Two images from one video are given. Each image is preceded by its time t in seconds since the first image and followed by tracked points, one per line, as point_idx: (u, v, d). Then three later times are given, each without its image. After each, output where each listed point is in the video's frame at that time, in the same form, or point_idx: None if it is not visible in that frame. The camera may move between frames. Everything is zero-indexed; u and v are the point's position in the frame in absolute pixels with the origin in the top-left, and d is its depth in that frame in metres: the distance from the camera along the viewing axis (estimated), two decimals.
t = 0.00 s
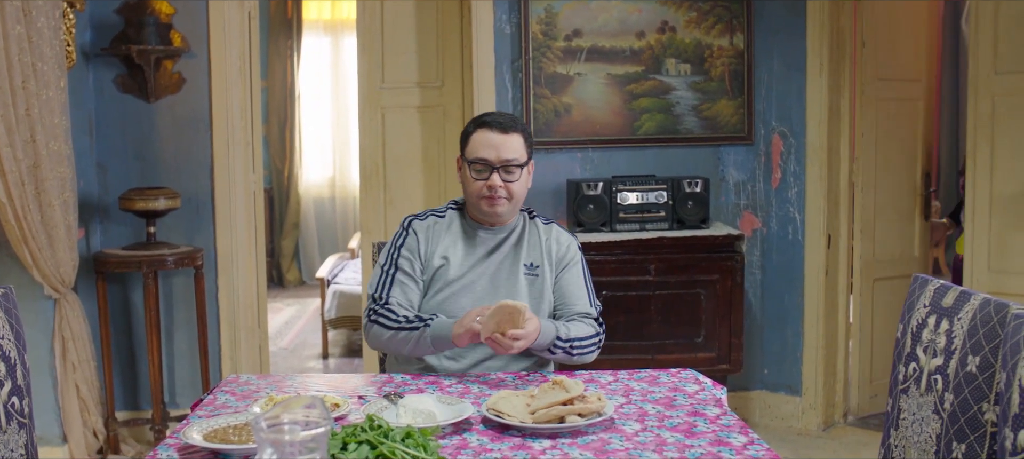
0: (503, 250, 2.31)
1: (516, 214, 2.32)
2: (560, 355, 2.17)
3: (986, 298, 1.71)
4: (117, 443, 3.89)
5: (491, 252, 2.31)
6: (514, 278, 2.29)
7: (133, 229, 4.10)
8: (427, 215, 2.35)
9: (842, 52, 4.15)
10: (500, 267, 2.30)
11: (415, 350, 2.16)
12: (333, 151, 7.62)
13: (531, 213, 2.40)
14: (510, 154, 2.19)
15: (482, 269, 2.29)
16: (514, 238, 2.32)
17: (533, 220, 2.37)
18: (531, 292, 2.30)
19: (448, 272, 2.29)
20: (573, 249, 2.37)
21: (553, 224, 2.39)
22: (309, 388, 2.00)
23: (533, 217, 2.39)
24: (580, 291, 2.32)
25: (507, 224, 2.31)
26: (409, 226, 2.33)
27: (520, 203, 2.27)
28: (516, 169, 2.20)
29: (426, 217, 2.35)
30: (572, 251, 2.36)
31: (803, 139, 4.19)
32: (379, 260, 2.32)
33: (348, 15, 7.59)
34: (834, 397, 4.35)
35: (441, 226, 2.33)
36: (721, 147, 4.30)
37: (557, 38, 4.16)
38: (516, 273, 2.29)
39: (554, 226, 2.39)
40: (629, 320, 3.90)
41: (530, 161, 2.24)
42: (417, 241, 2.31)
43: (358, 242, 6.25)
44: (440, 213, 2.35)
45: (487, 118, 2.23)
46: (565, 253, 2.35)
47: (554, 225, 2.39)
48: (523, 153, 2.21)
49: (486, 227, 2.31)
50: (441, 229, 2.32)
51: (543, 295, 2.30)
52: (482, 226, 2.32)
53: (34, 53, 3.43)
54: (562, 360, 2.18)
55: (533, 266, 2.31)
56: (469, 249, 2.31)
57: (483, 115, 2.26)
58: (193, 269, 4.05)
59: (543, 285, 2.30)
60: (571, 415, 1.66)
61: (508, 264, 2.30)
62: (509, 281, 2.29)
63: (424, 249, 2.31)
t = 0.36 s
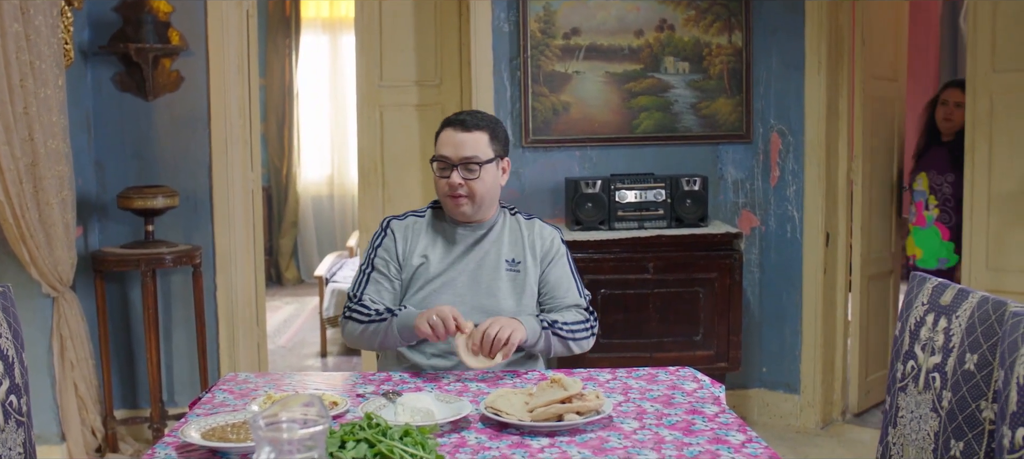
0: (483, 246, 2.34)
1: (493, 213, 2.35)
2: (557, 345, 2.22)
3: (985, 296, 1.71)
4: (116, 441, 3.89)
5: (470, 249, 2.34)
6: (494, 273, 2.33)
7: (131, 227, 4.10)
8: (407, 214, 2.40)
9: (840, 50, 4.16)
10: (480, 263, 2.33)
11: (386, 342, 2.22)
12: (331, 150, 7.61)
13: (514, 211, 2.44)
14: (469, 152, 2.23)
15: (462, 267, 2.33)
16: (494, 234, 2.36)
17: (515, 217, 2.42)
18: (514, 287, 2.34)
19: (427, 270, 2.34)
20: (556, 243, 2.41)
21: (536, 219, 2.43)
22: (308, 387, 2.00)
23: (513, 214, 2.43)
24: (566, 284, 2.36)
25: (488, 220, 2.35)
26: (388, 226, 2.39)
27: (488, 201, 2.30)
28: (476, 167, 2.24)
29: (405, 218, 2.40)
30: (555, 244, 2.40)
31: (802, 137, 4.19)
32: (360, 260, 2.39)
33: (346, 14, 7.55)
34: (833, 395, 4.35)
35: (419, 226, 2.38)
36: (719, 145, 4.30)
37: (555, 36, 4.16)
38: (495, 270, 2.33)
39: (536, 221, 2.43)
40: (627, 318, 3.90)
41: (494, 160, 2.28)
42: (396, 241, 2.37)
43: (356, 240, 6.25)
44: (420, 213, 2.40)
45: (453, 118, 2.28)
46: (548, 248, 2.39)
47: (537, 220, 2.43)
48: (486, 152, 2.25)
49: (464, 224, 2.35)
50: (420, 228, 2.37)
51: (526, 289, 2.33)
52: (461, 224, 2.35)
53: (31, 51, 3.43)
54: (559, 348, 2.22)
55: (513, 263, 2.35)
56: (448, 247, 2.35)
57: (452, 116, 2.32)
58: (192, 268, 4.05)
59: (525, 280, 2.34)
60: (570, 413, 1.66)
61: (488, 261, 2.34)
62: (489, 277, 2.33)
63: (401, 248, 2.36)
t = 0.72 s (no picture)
0: (468, 241, 2.35)
1: (477, 208, 2.35)
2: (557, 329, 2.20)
3: (983, 294, 1.71)
4: (114, 439, 3.88)
5: (455, 246, 2.35)
6: (480, 268, 2.33)
7: (129, 225, 4.09)
8: (392, 215, 2.41)
9: (839, 48, 4.16)
10: (466, 259, 2.33)
11: (370, 336, 2.21)
12: (330, 148, 7.60)
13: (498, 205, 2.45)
14: (450, 146, 2.24)
15: (447, 265, 2.33)
16: (479, 229, 2.36)
17: (499, 212, 2.42)
18: (501, 280, 2.34)
19: (413, 268, 2.34)
20: (543, 234, 2.41)
21: (520, 212, 2.45)
22: (306, 385, 2.00)
23: (497, 208, 2.43)
24: (554, 274, 2.36)
25: (473, 215, 2.35)
26: (373, 226, 2.39)
27: (471, 195, 2.30)
28: (457, 161, 2.24)
29: (390, 218, 2.41)
30: (541, 235, 2.41)
31: (800, 135, 4.20)
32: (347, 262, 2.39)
33: (344, 12, 7.53)
34: (831, 393, 4.35)
35: (403, 226, 2.39)
36: (718, 143, 4.30)
37: (553, 34, 4.16)
38: (481, 265, 2.33)
39: (521, 215, 2.44)
40: (625, 316, 3.91)
41: (475, 154, 2.28)
42: (382, 242, 2.37)
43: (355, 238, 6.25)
44: (405, 213, 2.41)
45: (433, 115, 2.29)
46: (534, 241, 2.39)
47: (522, 214, 2.44)
48: (467, 147, 2.26)
49: (448, 221, 2.35)
50: (404, 229, 2.38)
51: (514, 281, 2.34)
52: (444, 221, 2.36)
53: (29, 49, 3.42)
54: (563, 331, 2.21)
55: (499, 257, 2.35)
56: (433, 245, 2.36)
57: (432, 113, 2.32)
58: (190, 266, 4.05)
59: (511, 273, 2.34)
60: (568, 411, 1.66)
61: (473, 257, 2.34)
62: (475, 272, 2.33)
63: (386, 248, 2.37)
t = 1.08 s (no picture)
0: (459, 239, 2.35)
1: (470, 206, 2.36)
2: (566, 319, 2.19)
3: (981, 293, 1.71)
4: (112, 439, 3.88)
5: (445, 244, 2.36)
6: (471, 265, 2.33)
7: (128, 224, 4.09)
8: (382, 217, 2.42)
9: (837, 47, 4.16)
10: (457, 257, 2.34)
11: (371, 341, 2.21)
12: (328, 147, 7.59)
13: (490, 203, 2.45)
14: (448, 147, 2.24)
15: (438, 264, 2.33)
16: (469, 227, 2.37)
17: (490, 209, 2.43)
18: (493, 276, 2.34)
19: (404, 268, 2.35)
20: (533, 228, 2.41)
21: (510, 209, 2.45)
22: (305, 384, 2.00)
23: (489, 206, 2.44)
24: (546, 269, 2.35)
25: (465, 212, 2.36)
26: (364, 229, 2.39)
27: (468, 192, 2.32)
28: (456, 161, 2.25)
29: (380, 219, 2.41)
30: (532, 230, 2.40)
31: (799, 135, 4.20)
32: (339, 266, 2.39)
33: (343, 11, 7.53)
34: (829, 392, 4.36)
35: (394, 227, 2.39)
36: (717, 142, 4.30)
37: (552, 33, 4.16)
38: (472, 262, 2.33)
39: (512, 212, 2.45)
40: (624, 315, 3.91)
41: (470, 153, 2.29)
42: (373, 244, 2.38)
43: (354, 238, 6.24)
44: (395, 215, 2.42)
45: (426, 115, 2.28)
46: (524, 236, 2.39)
47: (512, 211, 2.45)
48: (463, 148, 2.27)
49: (439, 220, 2.36)
50: (394, 230, 2.39)
51: (506, 276, 2.34)
52: (436, 221, 2.37)
53: (28, 48, 3.42)
54: (569, 320, 2.19)
55: (490, 253, 2.35)
56: (424, 244, 2.36)
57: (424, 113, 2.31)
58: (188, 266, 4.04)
59: (503, 268, 2.34)
60: (567, 411, 1.66)
61: (464, 254, 2.34)
62: (467, 270, 2.33)
63: (376, 250, 2.37)
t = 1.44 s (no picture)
0: (452, 241, 2.35)
1: (464, 206, 2.35)
2: (530, 332, 2.20)
3: (979, 293, 1.71)
4: (110, 438, 3.88)
5: (439, 246, 2.35)
6: (465, 267, 2.33)
7: (125, 224, 4.09)
8: (377, 217, 2.41)
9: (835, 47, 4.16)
10: (450, 259, 2.34)
11: (364, 348, 2.22)
12: (326, 146, 7.58)
13: (486, 203, 2.44)
14: (437, 150, 2.23)
15: (432, 265, 2.33)
16: (463, 228, 2.36)
17: (486, 209, 2.41)
18: (486, 280, 2.34)
19: (399, 270, 2.35)
20: (527, 230, 2.40)
21: (505, 210, 2.43)
22: (303, 384, 2.00)
23: (484, 205, 2.43)
24: (539, 271, 2.34)
25: (459, 213, 2.35)
26: (358, 229, 2.39)
27: (459, 196, 2.30)
28: (445, 164, 2.24)
29: (375, 220, 2.40)
30: (525, 231, 2.39)
31: (796, 134, 4.19)
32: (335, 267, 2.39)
33: (342, 10, 7.52)
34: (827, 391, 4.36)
35: (388, 228, 2.38)
36: (715, 142, 4.30)
37: (550, 32, 4.16)
38: (465, 264, 2.33)
39: (508, 211, 2.43)
40: (623, 314, 3.91)
41: (461, 155, 2.28)
42: (367, 245, 2.37)
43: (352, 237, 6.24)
44: (389, 215, 2.41)
45: (416, 117, 2.27)
46: (518, 237, 2.38)
47: (508, 210, 2.43)
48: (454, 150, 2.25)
49: (433, 221, 2.35)
50: (388, 231, 2.38)
51: (498, 280, 2.34)
52: (430, 222, 2.36)
53: (25, 47, 3.42)
54: (535, 335, 2.20)
55: (484, 254, 2.35)
56: (418, 246, 2.36)
57: (415, 114, 2.30)
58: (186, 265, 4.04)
59: (496, 269, 2.34)
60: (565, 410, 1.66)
61: (458, 256, 2.34)
62: (461, 271, 2.33)
63: (370, 251, 2.36)
